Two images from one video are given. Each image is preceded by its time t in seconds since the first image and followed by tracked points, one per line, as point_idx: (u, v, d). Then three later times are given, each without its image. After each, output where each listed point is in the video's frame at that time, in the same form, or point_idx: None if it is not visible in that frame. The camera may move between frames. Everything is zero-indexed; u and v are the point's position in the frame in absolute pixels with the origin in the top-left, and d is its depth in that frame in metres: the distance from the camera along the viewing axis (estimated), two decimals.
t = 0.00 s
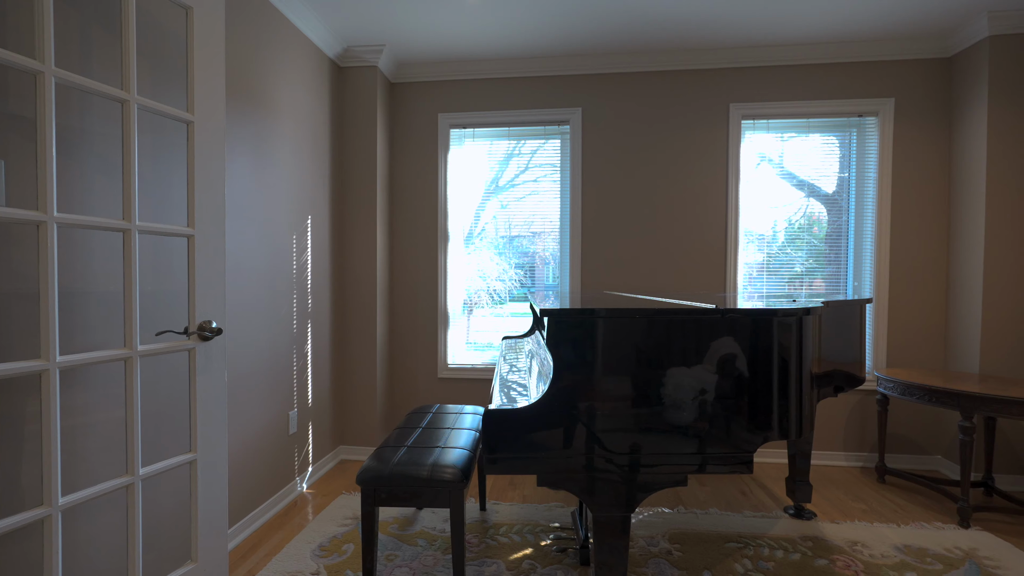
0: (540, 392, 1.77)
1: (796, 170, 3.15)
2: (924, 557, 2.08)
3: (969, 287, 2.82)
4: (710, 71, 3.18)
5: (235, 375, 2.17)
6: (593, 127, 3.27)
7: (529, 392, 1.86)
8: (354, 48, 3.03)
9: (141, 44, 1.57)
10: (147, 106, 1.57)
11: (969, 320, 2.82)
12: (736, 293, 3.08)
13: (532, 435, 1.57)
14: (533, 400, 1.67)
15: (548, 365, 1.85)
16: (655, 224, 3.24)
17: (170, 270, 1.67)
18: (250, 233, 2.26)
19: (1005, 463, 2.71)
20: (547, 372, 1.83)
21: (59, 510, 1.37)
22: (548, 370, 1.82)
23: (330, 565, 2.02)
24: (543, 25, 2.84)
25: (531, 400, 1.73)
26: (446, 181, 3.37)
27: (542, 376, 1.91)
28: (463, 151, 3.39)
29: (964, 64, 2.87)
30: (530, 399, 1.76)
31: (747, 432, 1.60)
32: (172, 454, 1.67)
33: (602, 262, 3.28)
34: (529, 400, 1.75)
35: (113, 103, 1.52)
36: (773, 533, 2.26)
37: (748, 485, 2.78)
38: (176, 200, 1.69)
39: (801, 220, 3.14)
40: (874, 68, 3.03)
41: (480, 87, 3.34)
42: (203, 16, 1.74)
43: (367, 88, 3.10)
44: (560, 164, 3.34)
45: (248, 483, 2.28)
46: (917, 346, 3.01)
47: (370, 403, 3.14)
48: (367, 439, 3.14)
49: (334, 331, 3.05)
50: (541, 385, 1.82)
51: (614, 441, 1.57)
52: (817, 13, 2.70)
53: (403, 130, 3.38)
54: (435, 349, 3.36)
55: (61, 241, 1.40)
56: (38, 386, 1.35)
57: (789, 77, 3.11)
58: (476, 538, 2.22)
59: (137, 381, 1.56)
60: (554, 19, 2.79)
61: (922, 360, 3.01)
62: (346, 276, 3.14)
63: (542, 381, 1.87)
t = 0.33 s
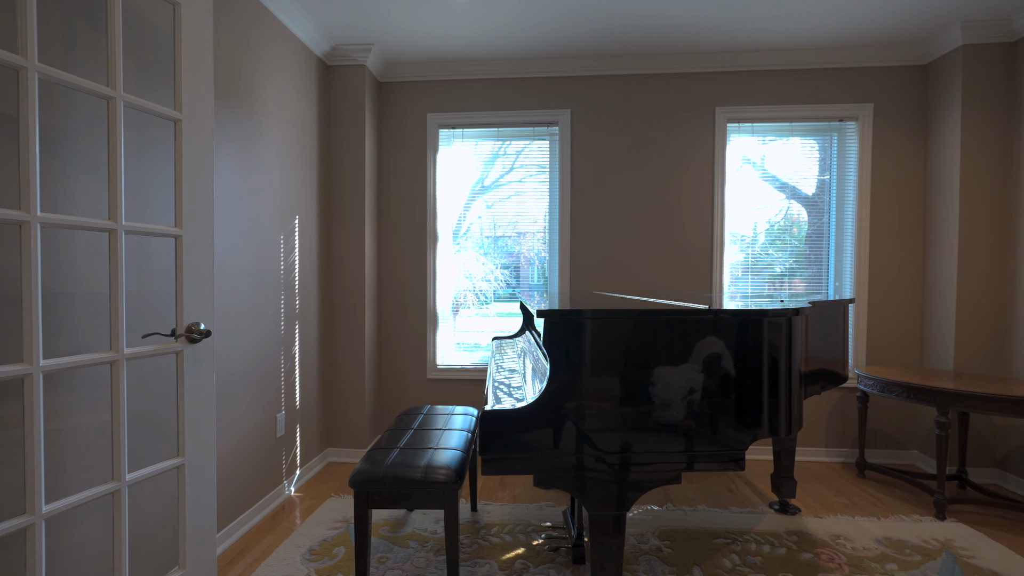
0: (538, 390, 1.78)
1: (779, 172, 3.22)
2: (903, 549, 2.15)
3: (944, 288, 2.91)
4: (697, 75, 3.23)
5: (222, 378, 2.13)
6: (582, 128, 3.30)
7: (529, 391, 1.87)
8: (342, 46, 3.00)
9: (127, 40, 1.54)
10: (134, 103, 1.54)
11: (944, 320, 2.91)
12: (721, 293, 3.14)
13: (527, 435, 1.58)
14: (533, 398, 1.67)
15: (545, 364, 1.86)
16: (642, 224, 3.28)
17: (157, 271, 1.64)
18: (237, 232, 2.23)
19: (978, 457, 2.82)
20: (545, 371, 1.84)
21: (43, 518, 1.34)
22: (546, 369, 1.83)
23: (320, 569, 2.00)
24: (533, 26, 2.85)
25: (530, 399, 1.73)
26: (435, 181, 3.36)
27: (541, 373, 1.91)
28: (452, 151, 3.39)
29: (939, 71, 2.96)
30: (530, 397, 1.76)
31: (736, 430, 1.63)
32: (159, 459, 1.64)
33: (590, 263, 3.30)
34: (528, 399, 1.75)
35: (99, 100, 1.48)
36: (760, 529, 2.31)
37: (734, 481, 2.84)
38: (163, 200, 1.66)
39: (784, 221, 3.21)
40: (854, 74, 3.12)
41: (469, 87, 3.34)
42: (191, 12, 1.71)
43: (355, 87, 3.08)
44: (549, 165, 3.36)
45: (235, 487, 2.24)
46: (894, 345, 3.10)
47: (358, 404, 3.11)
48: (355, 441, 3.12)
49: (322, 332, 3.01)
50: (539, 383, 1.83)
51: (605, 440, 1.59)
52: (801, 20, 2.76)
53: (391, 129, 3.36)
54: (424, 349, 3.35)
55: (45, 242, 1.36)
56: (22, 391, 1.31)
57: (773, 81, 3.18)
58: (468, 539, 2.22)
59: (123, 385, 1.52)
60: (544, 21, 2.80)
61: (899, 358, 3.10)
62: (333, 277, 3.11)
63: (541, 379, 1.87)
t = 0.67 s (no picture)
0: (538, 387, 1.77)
1: (763, 174, 3.28)
2: (886, 541, 2.20)
3: (923, 287, 3.00)
4: (685, 76, 3.27)
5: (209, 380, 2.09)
6: (572, 128, 3.31)
7: (529, 389, 1.86)
8: (331, 43, 2.96)
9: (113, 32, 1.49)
10: (121, 98, 1.50)
11: (923, 318, 3.00)
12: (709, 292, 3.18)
13: (522, 434, 1.58)
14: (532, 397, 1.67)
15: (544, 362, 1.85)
16: (631, 224, 3.31)
17: (144, 270, 1.60)
18: (224, 231, 2.18)
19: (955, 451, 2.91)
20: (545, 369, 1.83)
21: (26, 526, 1.29)
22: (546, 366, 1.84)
23: (312, 573, 1.97)
24: (524, 25, 2.85)
25: (530, 397, 1.72)
26: (424, 180, 3.34)
27: (541, 371, 1.91)
28: (441, 150, 3.37)
29: (918, 77, 3.05)
30: (530, 395, 1.75)
31: (728, 428, 1.65)
32: (148, 463, 1.60)
33: (580, 262, 3.32)
34: (528, 397, 1.75)
35: (84, 94, 1.44)
36: (748, 524, 2.35)
37: (722, 478, 2.88)
38: (150, 198, 1.62)
39: (768, 222, 3.28)
40: (837, 79, 3.19)
41: (459, 86, 3.33)
42: (179, 6, 1.67)
43: (344, 85, 3.04)
44: (539, 165, 3.36)
45: (223, 491, 2.20)
46: (875, 342, 3.18)
47: (347, 405, 3.07)
48: (344, 442, 3.08)
49: (310, 333, 2.97)
50: (540, 381, 1.82)
51: (597, 439, 1.60)
52: (786, 24, 2.82)
53: (380, 127, 3.33)
54: (414, 350, 3.32)
55: (27, 240, 1.32)
56: (3, 394, 1.26)
57: (759, 85, 3.23)
58: (461, 539, 2.21)
59: (109, 387, 1.48)
60: (535, 20, 2.80)
61: (881, 356, 3.18)
62: (322, 276, 3.07)
63: (541, 377, 1.86)
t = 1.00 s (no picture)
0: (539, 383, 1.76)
1: (748, 175, 3.34)
2: (870, 534, 2.26)
3: (903, 287, 3.08)
4: (673, 79, 3.30)
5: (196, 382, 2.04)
6: (562, 129, 3.32)
7: (529, 385, 1.85)
8: (319, 39, 2.92)
9: (99, 24, 1.45)
10: (107, 92, 1.46)
11: (902, 317, 3.08)
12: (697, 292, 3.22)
13: (518, 433, 1.58)
14: (531, 397, 1.66)
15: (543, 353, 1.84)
16: (620, 225, 3.33)
17: (131, 270, 1.55)
18: (211, 230, 2.13)
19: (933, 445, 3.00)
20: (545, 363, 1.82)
21: (10, 535, 1.25)
22: (546, 360, 1.82)
23: None
24: (515, 25, 2.85)
25: (532, 394, 1.71)
26: (414, 179, 3.31)
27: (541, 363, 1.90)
28: (431, 149, 3.35)
29: (897, 82, 3.14)
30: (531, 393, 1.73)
31: (720, 426, 1.68)
32: (135, 468, 1.56)
33: (570, 262, 3.33)
34: (530, 395, 1.73)
35: (69, 87, 1.39)
36: (738, 520, 2.39)
37: (711, 475, 2.92)
38: (138, 195, 1.57)
39: (754, 223, 3.33)
40: (821, 83, 3.26)
41: (449, 84, 3.31)
42: None
43: (333, 82, 3.00)
44: (529, 165, 3.36)
45: (210, 495, 2.15)
46: (857, 340, 3.26)
47: (336, 406, 3.04)
48: (333, 444, 3.04)
49: (298, 333, 2.93)
50: (540, 376, 1.81)
51: (590, 439, 1.61)
52: (773, 28, 2.87)
53: (369, 125, 3.29)
54: (404, 350, 3.30)
55: (9, 239, 1.27)
56: None
57: (746, 88, 3.28)
58: (455, 540, 2.21)
59: (96, 390, 1.44)
60: (526, 20, 2.80)
61: (862, 353, 3.26)
62: (310, 276, 3.02)
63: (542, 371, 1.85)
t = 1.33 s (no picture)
0: (546, 385, 1.77)
1: (741, 177, 3.38)
2: (862, 531, 2.31)
3: (890, 288, 3.15)
4: (668, 81, 3.33)
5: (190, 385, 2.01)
6: (557, 130, 3.33)
7: (537, 385, 1.86)
8: (314, 37, 2.89)
9: (95, 19, 1.41)
10: (104, 89, 1.42)
11: (890, 317, 3.15)
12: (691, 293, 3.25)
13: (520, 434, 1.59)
14: (536, 399, 1.67)
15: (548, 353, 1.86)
16: (615, 226, 3.35)
17: (127, 271, 1.52)
18: (206, 230, 2.10)
19: (920, 443, 3.07)
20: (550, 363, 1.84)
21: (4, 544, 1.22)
22: (551, 361, 1.83)
23: None
24: (512, 25, 2.85)
25: (540, 395, 1.73)
26: (409, 179, 3.29)
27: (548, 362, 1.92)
28: (426, 149, 3.33)
29: (885, 88, 3.20)
30: (539, 395, 1.75)
31: (720, 426, 1.70)
32: (133, 473, 1.53)
33: (565, 263, 3.34)
34: (538, 396, 1.75)
35: (65, 84, 1.36)
36: (734, 519, 2.42)
37: (706, 474, 2.95)
38: (135, 195, 1.54)
39: (744, 224, 3.38)
40: (811, 87, 3.31)
41: (445, 84, 3.29)
42: None
43: (327, 80, 2.97)
44: (525, 165, 3.37)
45: (204, 499, 2.12)
46: (847, 341, 3.32)
47: (331, 408, 3.01)
48: (327, 446, 3.02)
49: (292, 335, 2.89)
50: (546, 377, 1.83)
51: (589, 438, 1.62)
52: (765, 33, 2.91)
53: (364, 124, 3.26)
54: (399, 351, 3.28)
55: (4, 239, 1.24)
56: None
57: (739, 91, 3.32)
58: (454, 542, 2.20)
59: (92, 394, 1.40)
60: (523, 21, 2.81)
61: (851, 353, 3.32)
62: (303, 276, 2.99)
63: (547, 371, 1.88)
